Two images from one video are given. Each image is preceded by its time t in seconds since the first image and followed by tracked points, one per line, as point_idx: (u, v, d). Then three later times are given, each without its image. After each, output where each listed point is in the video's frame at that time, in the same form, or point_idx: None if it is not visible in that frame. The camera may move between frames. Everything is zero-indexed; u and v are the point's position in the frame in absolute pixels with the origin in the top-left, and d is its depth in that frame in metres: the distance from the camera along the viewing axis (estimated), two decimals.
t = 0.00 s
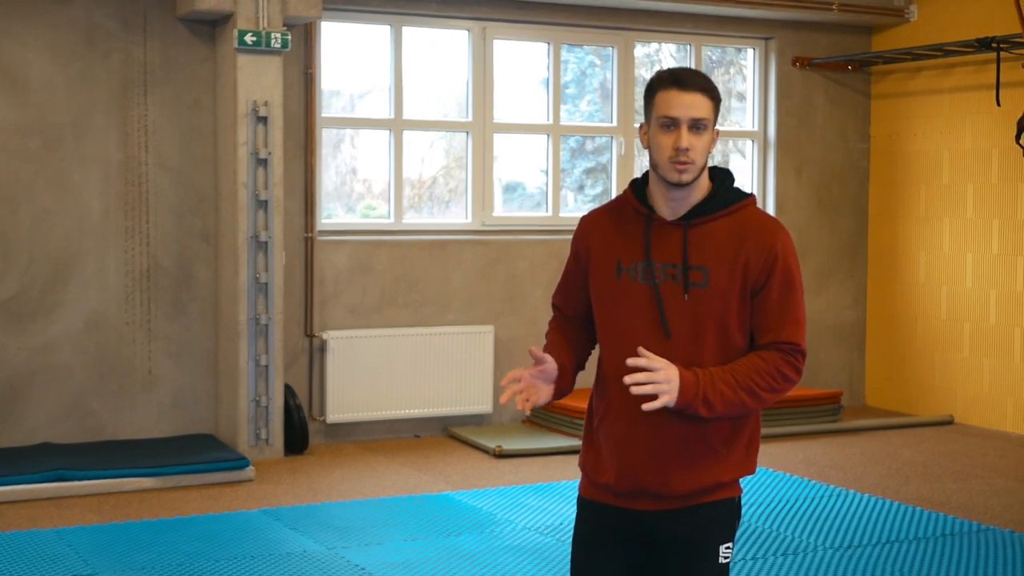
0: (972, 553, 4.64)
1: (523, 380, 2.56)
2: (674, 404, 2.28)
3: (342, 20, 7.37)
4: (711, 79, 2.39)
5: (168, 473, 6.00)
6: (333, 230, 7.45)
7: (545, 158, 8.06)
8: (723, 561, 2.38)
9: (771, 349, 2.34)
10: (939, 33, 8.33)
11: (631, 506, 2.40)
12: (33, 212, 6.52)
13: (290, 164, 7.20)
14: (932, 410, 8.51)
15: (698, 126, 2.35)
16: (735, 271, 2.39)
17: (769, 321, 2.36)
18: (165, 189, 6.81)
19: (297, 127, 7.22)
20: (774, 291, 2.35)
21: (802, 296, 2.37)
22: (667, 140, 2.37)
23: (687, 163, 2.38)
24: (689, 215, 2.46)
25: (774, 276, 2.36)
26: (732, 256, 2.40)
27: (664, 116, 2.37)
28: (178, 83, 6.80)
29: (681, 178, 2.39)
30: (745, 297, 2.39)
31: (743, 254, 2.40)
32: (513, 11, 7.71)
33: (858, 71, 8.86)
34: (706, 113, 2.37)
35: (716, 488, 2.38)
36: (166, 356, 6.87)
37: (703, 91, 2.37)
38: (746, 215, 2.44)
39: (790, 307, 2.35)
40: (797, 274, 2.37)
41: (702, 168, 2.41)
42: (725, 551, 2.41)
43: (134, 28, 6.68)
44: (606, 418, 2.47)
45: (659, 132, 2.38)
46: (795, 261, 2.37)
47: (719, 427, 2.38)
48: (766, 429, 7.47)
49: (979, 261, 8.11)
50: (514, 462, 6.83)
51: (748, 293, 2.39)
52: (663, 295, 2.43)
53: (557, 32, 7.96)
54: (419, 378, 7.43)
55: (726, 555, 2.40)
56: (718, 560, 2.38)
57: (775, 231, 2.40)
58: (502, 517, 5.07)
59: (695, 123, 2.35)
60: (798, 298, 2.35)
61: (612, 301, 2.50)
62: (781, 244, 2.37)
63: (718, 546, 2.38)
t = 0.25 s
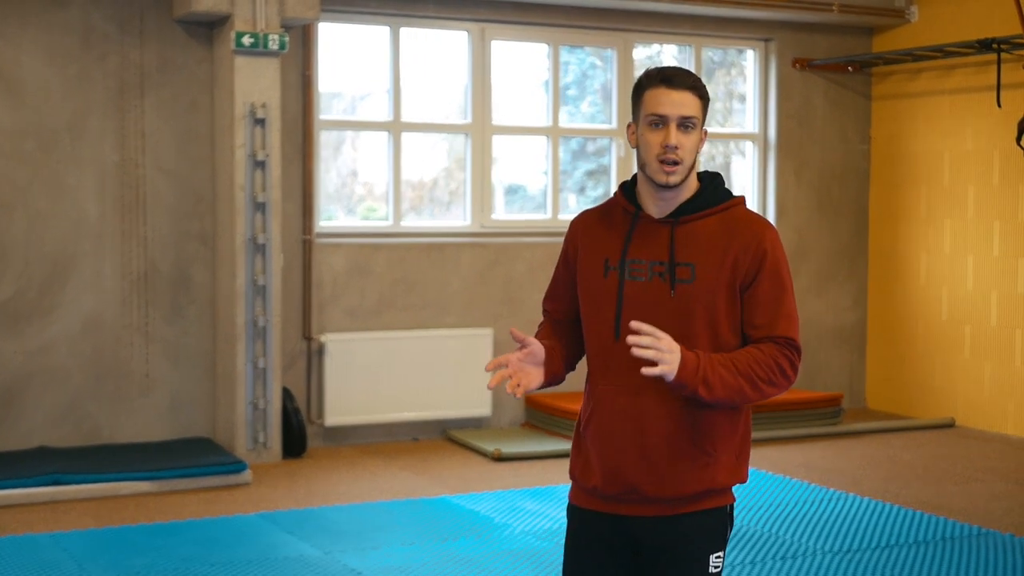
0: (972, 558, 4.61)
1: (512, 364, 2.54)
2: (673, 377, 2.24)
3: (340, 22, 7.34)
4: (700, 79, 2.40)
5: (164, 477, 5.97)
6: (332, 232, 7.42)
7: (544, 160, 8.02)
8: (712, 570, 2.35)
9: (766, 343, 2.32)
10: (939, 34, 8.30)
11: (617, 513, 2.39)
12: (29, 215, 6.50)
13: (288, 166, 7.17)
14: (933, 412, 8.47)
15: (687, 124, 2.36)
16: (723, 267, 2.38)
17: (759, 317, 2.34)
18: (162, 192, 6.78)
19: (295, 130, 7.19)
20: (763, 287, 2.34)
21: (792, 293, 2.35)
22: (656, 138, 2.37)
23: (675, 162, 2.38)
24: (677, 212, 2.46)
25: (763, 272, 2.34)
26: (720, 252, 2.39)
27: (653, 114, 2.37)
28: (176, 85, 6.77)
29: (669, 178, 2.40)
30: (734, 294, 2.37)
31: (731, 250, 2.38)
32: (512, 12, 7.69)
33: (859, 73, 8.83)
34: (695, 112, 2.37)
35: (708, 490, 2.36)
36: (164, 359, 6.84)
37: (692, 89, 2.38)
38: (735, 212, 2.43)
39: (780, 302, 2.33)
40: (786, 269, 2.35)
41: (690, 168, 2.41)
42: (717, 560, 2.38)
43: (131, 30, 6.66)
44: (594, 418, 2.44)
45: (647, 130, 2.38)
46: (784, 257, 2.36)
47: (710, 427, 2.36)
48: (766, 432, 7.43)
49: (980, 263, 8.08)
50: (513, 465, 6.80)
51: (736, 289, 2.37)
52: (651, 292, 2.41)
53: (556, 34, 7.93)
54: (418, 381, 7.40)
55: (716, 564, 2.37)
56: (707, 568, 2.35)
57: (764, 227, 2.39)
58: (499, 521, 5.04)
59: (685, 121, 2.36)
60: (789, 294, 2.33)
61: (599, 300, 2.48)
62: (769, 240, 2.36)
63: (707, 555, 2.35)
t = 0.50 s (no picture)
0: (968, 558, 4.61)
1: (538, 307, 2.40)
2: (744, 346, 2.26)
3: (338, 22, 7.34)
4: (692, 81, 2.40)
5: (162, 478, 5.97)
6: (330, 233, 7.42)
7: (542, 160, 8.02)
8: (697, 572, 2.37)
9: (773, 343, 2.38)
10: (937, 34, 8.30)
11: (606, 514, 2.39)
12: (26, 215, 6.50)
13: (286, 167, 7.17)
14: (931, 413, 8.47)
15: (681, 127, 2.36)
16: (722, 270, 2.43)
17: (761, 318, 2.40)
18: (160, 192, 6.78)
19: (292, 130, 7.19)
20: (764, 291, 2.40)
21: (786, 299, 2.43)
22: (650, 142, 2.37)
23: (669, 165, 2.37)
24: (671, 212, 2.49)
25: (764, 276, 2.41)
26: (719, 256, 2.44)
27: (646, 118, 2.36)
28: (173, 85, 6.77)
29: (664, 181, 2.39)
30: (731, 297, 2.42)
31: (730, 254, 2.44)
32: (510, 13, 7.69)
33: (857, 73, 8.83)
34: (688, 115, 2.37)
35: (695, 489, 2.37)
36: (161, 360, 6.84)
37: (685, 92, 2.38)
38: (731, 216, 2.48)
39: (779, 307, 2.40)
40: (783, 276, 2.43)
41: (683, 170, 2.41)
42: (701, 562, 2.40)
43: (128, 31, 6.66)
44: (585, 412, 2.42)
45: (641, 134, 2.38)
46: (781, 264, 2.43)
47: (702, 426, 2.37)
48: (764, 432, 7.43)
49: (978, 263, 8.08)
50: (510, 465, 6.79)
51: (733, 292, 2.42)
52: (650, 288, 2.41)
53: (555, 34, 7.93)
54: (415, 382, 7.40)
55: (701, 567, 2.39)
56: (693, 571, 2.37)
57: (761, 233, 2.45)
58: (495, 522, 5.03)
59: (678, 124, 2.36)
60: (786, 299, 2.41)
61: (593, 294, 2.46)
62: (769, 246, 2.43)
63: (692, 558, 2.37)
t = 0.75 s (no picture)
0: (968, 561, 4.59)
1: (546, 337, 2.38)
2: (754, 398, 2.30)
3: (338, 22, 7.32)
4: (698, 82, 2.39)
5: (160, 478, 5.96)
6: (331, 233, 7.41)
7: (543, 161, 8.01)
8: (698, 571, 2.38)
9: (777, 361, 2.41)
10: (939, 35, 8.28)
11: (607, 514, 2.38)
12: (26, 215, 6.49)
13: (285, 167, 7.16)
14: (933, 414, 8.45)
15: (688, 127, 2.35)
16: (731, 283, 2.43)
17: (767, 334, 2.43)
18: (160, 192, 6.77)
19: (292, 130, 7.18)
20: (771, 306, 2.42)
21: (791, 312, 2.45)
22: (657, 143, 2.36)
23: (678, 165, 2.35)
24: (683, 220, 2.48)
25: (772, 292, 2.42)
26: (728, 268, 2.44)
27: (653, 120, 2.36)
28: (173, 85, 6.76)
29: (673, 182, 2.37)
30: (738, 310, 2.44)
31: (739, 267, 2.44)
32: (511, 13, 7.67)
33: (859, 74, 8.81)
34: (695, 115, 2.36)
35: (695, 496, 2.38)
36: (161, 360, 6.84)
37: (691, 93, 2.37)
38: (739, 226, 2.49)
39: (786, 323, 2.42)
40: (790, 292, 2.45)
41: (694, 172, 2.39)
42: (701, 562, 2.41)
43: (128, 30, 6.65)
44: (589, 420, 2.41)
45: (648, 137, 2.37)
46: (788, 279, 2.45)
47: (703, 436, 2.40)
48: (765, 434, 7.41)
49: (980, 264, 8.06)
50: (510, 466, 6.78)
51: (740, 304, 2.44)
52: (659, 301, 2.41)
53: (556, 34, 7.91)
54: (416, 382, 7.39)
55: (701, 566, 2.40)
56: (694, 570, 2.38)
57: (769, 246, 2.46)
58: (494, 523, 5.02)
59: (685, 124, 2.35)
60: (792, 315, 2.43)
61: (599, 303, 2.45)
62: (778, 261, 2.45)
63: (692, 557, 2.39)
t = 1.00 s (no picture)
0: (971, 563, 4.56)
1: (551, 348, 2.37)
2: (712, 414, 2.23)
3: (340, 22, 7.31)
4: (697, 99, 2.36)
5: (161, 479, 5.95)
6: (333, 234, 7.39)
7: (545, 161, 7.99)
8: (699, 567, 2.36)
9: (768, 374, 2.35)
10: (943, 34, 8.25)
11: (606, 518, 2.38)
12: (27, 216, 6.49)
13: (287, 167, 7.14)
14: (937, 415, 8.41)
15: (684, 147, 2.32)
16: (729, 295, 2.39)
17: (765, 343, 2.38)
18: (161, 193, 6.76)
19: (294, 131, 7.16)
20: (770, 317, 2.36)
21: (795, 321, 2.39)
22: (652, 163, 2.34)
23: (673, 185, 2.33)
24: (685, 234, 2.43)
25: (770, 302, 2.36)
26: (727, 279, 2.40)
27: (648, 140, 2.34)
28: (175, 85, 6.75)
29: (667, 202, 2.35)
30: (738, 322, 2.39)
31: (739, 278, 2.39)
32: (514, 13, 7.66)
33: (863, 73, 8.78)
34: (692, 134, 2.33)
35: (694, 504, 2.36)
36: (163, 361, 6.83)
37: (688, 110, 2.34)
38: (741, 237, 2.43)
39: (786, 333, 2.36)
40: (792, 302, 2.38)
41: (691, 190, 2.37)
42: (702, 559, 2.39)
43: (129, 31, 6.64)
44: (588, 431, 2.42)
45: (644, 156, 2.35)
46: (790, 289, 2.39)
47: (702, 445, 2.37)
48: (769, 434, 7.38)
49: (984, 265, 8.03)
50: (512, 468, 6.76)
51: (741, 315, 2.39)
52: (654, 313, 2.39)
53: (558, 34, 7.89)
54: (418, 383, 7.37)
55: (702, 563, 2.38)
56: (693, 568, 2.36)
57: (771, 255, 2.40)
58: (495, 524, 5.00)
59: (680, 144, 2.32)
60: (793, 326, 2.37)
61: (598, 315, 2.45)
62: (778, 271, 2.39)
63: (692, 553, 2.36)
